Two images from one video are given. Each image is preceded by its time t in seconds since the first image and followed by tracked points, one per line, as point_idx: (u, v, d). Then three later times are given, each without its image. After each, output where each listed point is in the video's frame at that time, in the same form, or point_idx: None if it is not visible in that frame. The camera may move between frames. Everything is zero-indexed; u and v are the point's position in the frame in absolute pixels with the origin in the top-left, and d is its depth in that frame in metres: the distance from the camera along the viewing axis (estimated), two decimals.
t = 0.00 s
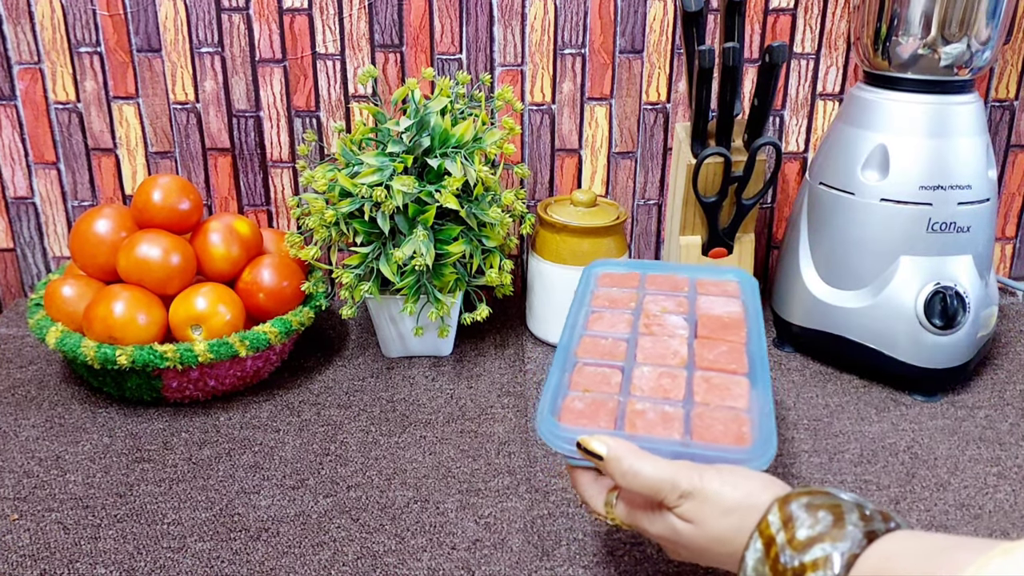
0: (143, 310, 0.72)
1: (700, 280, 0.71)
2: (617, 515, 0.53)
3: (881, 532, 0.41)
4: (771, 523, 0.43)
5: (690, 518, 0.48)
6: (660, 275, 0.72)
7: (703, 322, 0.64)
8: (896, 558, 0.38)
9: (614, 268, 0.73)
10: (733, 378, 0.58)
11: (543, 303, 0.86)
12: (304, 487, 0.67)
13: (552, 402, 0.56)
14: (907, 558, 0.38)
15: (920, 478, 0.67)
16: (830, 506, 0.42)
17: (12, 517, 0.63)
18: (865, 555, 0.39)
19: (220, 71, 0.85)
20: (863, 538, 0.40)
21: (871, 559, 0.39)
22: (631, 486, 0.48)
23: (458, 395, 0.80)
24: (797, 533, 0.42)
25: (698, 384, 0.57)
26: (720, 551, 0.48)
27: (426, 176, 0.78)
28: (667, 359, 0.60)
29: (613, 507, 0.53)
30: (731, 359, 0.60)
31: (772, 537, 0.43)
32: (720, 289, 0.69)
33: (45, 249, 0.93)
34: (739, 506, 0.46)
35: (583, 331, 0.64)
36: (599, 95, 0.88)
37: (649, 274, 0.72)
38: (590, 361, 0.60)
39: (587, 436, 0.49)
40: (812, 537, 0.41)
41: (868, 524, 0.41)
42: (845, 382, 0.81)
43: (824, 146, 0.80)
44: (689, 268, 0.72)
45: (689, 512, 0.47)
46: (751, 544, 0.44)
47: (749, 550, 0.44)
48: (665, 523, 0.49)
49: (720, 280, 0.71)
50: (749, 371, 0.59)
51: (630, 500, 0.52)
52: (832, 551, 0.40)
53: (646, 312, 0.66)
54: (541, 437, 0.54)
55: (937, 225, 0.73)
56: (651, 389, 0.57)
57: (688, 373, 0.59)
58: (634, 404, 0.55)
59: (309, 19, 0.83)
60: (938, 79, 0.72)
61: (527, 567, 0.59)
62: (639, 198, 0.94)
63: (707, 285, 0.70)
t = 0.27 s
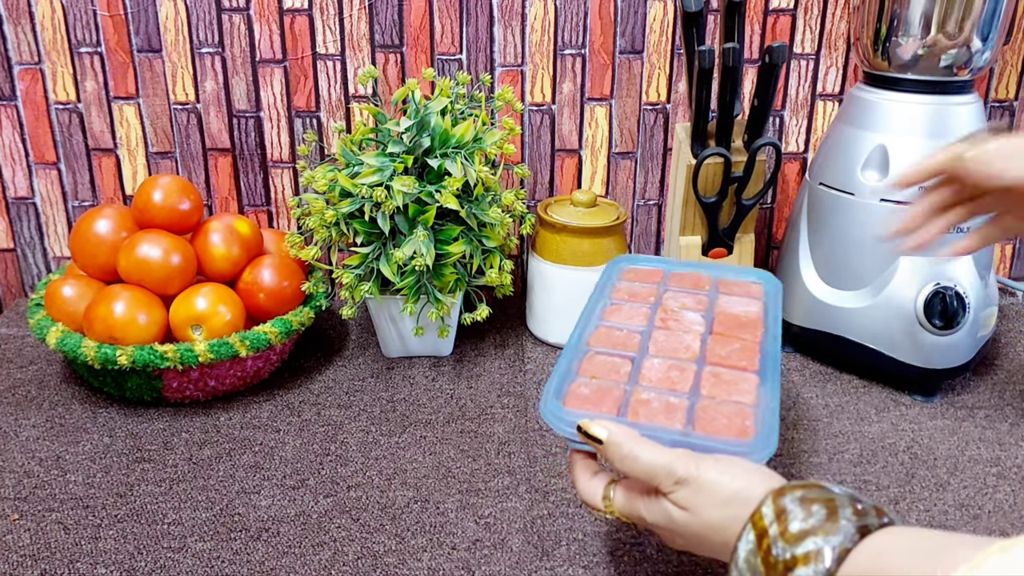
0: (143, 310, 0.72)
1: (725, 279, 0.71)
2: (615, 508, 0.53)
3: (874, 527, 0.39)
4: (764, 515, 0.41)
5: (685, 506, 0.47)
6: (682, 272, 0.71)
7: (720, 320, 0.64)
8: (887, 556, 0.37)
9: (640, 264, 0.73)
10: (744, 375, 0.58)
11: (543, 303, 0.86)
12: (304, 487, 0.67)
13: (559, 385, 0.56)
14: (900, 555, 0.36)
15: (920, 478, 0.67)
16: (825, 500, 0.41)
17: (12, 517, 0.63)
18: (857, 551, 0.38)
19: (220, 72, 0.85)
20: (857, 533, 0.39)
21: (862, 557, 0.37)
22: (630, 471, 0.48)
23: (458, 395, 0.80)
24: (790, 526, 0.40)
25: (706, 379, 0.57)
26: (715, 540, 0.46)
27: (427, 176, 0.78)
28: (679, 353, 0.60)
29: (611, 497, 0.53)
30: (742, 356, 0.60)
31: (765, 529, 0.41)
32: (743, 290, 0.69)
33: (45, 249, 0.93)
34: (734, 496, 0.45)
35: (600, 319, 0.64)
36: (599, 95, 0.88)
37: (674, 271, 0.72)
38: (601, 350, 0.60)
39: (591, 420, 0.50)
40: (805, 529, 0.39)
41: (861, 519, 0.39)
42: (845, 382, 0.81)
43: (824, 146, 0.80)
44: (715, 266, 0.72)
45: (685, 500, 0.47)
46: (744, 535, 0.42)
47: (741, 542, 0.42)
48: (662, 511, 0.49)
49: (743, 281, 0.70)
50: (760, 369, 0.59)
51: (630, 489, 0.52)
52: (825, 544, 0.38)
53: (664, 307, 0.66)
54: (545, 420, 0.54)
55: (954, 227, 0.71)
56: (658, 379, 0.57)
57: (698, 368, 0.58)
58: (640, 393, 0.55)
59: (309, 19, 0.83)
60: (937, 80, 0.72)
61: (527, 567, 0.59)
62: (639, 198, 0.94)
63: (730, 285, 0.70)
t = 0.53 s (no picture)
0: (143, 310, 0.72)
1: (776, 278, 0.66)
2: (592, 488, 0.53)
3: (834, 538, 0.38)
4: (723, 530, 0.40)
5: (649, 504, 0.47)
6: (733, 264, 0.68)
7: (751, 323, 0.60)
8: (855, 566, 0.35)
9: (693, 251, 0.70)
10: (754, 382, 0.54)
11: (543, 303, 0.86)
12: (304, 487, 0.67)
13: (564, 366, 0.56)
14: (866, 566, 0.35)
15: (920, 478, 0.68)
16: (784, 511, 0.39)
17: (12, 517, 0.63)
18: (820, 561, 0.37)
19: (220, 72, 0.85)
20: (818, 545, 0.38)
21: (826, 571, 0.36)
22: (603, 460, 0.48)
23: (458, 395, 0.80)
24: (750, 541, 0.39)
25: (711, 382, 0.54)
26: (675, 539, 0.47)
27: (427, 176, 0.78)
28: (694, 351, 0.57)
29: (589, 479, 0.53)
30: (758, 362, 0.56)
31: (724, 545, 0.39)
32: (793, 293, 0.64)
33: (45, 249, 0.93)
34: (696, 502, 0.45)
35: (628, 305, 0.63)
36: (598, 96, 0.88)
37: (724, 261, 0.68)
38: (618, 336, 0.59)
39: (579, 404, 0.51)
40: (764, 545, 0.38)
41: (822, 529, 0.38)
42: (845, 382, 0.81)
43: (823, 146, 0.80)
44: (774, 261, 0.67)
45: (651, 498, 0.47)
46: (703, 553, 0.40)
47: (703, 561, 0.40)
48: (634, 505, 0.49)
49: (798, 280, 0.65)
50: (773, 377, 0.55)
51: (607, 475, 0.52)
52: (786, 560, 0.37)
53: (700, 300, 0.63)
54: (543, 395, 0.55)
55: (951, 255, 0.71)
56: (663, 374, 0.55)
57: (709, 369, 0.56)
58: (641, 386, 0.54)
59: (309, 19, 0.83)
60: (937, 80, 0.72)
61: (527, 567, 0.59)
62: (639, 198, 0.94)
63: (781, 284, 0.65)
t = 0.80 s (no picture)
0: (143, 310, 0.72)
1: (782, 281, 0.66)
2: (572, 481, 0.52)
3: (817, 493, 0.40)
4: (714, 475, 0.41)
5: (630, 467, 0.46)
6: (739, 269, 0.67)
7: (746, 328, 0.60)
8: (831, 530, 0.38)
9: (700, 256, 0.70)
10: (737, 392, 0.54)
11: (543, 303, 0.86)
12: (304, 487, 0.67)
13: (549, 369, 0.57)
14: (845, 529, 0.38)
15: (919, 478, 0.68)
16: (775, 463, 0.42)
17: (12, 518, 0.63)
18: (801, 513, 0.40)
19: (220, 72, 0.85)
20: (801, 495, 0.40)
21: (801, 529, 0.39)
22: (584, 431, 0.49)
23: (458, 395, 0.80)
24: (740, 482, 0.40)
25: (693, 390, 0.54)
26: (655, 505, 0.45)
27: (427, 176, 0.78)
28: (682, 357, 0.57)
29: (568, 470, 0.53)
30: (745, 370, 0.55)
31: (713, 487, 0.41)
32: (797, 296, 0.63)
33: (45, 249, 0.93)
34: (677, 459, 0.45)
35: (626, 307, 0.63)
36: (598, 96, 0.88)
37: (729, 266, 0.68)
38: (609, 339, 0.60)
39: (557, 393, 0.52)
40: (753, 486, 0.40)
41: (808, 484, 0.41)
42: (845, 383, 0.81)
43: (823, 147, 0.80)
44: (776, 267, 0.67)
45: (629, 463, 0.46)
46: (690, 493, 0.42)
47: (688, 499, 0.42)
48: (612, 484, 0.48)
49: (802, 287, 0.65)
50: (758, 387, 0.54)
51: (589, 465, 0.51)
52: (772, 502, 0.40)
53: (698, 304, 0.63)
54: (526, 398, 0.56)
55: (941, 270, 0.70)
56: (647, 381, 0.55)
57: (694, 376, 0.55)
58: (622, 392, 0.54)
59: (309, 20, 0.83)
60: (937, 80, 0.72)
61: (527, 568, 0.59)
62: (639, 199, 0.94)
63: (785, 288, 0.64)
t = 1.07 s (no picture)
0: (144, 310, 0.72)
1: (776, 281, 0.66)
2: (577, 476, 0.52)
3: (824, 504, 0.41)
4: (725, 483, 0.42)
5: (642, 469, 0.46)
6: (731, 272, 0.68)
7: (745, 320, 0.60)
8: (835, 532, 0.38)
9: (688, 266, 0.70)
10: (738, 382, 0.54)
11: (543, 303, 0.86)
12: (304, 488, 0.67)
13: (553, 358, 0.57)
14: (849, 533, 0.37)
15: (919, 478, 0.68)
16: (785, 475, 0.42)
17: (12, 518, 0.63)
18: (808, 521, 0.39)
19: (220, 72, 0.85)
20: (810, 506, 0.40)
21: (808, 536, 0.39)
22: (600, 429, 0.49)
23: (458, 395, 0.80)
24: (750, 492, 0.41)
25: (695, 379, 0.54)
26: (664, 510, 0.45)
27: (426, 177, 0.78)
28: (683, 346, 0.57)
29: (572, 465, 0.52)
30: (747, 361, 0.55)
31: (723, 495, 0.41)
32: (792, 290, 0.64)
33: (45, 249, 0.93)
34: (688, 465, 0.45)
35: (625, 302, 0.64)
36: (598, 96, 0.88)
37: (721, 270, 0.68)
38: (611, 330, 0.60)
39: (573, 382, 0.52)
40: (763, 496, 0.41)
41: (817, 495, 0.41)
42: (845, 383, 0.81)
43: (823, 147, 0.80)
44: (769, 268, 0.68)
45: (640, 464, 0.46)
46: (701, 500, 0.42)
47: (699, 507, 0.42)
48: (620, 484, 0.48)
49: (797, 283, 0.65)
50: (759, 378, 0.54)
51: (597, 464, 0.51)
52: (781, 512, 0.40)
53: (696, 298, 0.63)
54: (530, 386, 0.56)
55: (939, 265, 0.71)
56: (649, 370, 0.55)
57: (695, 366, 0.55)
58: (625, 380, 0.54)
59: (309, 20, 0.83)
60: (937, 81, 0.72)
61: (527, 568, 0.59)
62: (639, 199, 0.94)
63: (779, 285, 0.65)
